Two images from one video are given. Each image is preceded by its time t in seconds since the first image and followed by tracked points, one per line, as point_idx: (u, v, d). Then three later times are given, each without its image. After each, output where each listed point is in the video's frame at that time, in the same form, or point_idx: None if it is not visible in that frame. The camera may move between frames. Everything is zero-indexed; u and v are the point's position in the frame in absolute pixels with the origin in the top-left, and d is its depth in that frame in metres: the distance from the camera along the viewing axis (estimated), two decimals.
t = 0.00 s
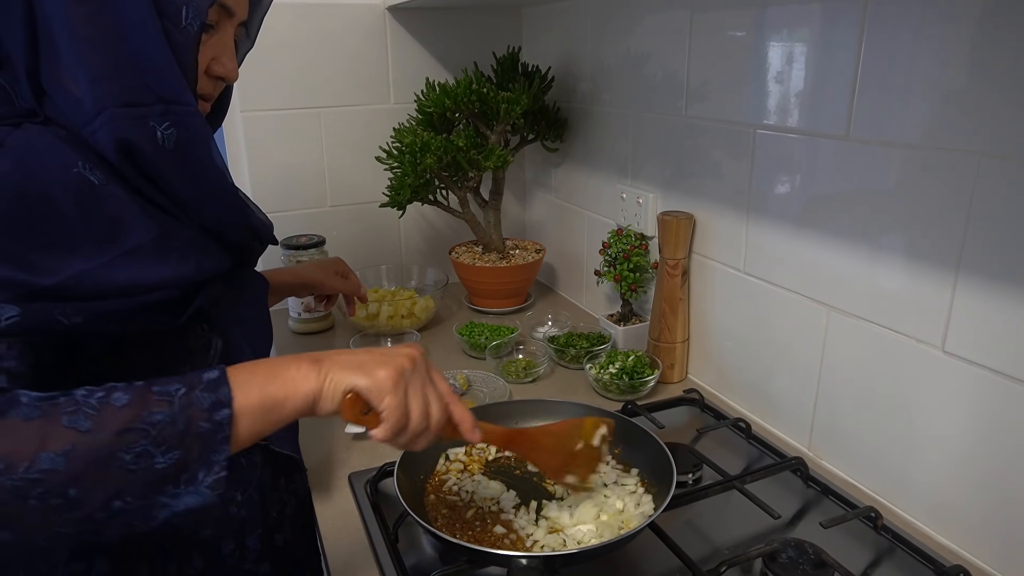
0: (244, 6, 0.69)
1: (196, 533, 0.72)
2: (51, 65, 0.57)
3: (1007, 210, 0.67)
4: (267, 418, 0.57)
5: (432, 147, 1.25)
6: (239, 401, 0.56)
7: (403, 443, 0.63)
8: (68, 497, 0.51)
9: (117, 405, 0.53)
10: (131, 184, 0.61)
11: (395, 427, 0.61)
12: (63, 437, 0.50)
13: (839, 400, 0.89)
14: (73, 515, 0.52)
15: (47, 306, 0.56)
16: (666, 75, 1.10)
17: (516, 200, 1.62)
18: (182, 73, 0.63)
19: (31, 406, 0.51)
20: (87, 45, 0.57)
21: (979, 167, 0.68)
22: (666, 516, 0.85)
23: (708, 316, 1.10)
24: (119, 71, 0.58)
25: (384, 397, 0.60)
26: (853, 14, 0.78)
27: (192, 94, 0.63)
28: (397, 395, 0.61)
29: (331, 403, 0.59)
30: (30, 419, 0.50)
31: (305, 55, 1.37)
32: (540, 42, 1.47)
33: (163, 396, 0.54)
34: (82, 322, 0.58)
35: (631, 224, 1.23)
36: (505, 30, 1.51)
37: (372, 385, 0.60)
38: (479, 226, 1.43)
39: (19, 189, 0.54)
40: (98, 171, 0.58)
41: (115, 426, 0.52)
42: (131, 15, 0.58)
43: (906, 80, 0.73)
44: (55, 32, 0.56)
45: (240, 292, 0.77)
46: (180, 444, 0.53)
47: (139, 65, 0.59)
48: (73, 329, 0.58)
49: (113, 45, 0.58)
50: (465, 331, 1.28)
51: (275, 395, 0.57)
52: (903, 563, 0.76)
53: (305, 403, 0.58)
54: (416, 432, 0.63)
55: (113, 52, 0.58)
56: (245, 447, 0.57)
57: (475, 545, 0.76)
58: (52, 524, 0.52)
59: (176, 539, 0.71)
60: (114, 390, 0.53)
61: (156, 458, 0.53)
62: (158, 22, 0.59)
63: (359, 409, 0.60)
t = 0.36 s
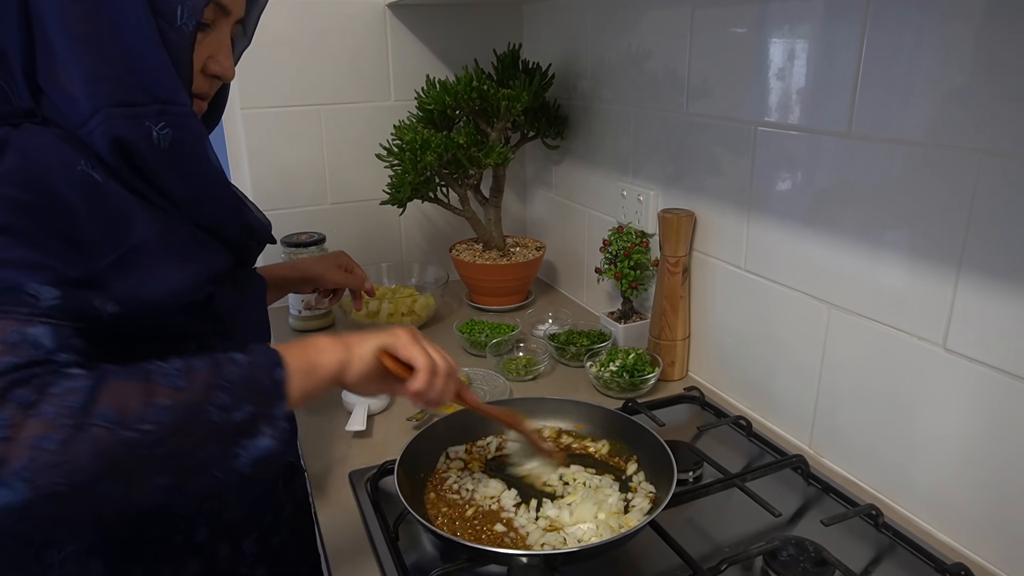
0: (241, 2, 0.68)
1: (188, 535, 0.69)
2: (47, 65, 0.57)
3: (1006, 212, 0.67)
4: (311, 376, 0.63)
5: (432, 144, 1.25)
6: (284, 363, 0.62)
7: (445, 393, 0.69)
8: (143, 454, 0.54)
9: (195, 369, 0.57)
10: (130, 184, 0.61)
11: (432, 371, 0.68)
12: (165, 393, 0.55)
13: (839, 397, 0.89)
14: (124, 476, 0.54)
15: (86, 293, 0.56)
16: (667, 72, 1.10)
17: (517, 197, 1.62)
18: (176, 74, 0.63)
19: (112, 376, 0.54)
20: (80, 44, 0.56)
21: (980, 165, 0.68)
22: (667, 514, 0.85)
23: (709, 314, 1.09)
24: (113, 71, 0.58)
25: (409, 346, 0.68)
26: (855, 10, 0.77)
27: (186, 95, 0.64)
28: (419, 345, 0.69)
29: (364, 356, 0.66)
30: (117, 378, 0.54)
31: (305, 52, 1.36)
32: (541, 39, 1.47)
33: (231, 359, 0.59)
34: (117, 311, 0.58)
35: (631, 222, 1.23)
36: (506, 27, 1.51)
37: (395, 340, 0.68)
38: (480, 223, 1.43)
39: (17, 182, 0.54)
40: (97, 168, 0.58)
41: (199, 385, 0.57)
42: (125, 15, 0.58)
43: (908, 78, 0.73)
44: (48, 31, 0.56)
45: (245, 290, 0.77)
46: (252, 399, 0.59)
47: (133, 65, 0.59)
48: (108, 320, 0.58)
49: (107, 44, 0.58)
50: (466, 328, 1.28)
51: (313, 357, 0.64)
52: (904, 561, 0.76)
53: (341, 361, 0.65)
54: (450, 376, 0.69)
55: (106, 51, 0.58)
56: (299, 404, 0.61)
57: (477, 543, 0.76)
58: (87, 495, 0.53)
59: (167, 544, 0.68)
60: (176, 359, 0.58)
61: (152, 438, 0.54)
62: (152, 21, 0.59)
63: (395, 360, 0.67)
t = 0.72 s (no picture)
0: (238, 7, 0.68)
1: (188, 536, 0.69)
2: (44, 65, 0.57)
3: (1005, 216, 0.67)
4: (270, 345, 0.57)
5: (430, 145, 1.25)
6: (246, 330, 0.57)
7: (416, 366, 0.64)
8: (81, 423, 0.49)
9: (140, 335, 0.53)
10: (124, 182, 0.61)
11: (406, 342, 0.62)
12: (105, 357, 0.51)
13: (836, 399, 0.89)
14: (70, 448, 0.50)
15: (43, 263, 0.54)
16: (664, 73, 1.10)
17: (514, 199, 1.62)
18: (173, 76, 0.63)
19: (46, 343, 0.50)
20: (81, 43, 0.56)
21: (976, 166, 0.68)
22: (665, 515, 0.85)
23: (706, 315, 1.10)
24: (113, 71, 0.58)
25: (382, 313, 0.63)
26: (850, 12, 0.78)
27: (183, 96, 0.64)
28: (391, 312, 0.64)
29: (334, 320, 0.60)
30: (51, 346, 0.50)
31: (302, 54, 1.36)
32: (537, 41, 1.47)
33: (181, 322, 0.55)
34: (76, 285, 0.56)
35: (629, 223, 1.23)
36: (502, 29, 1.51)
37: (368, 305, 0.63)
38: (477, 224, 1.43)
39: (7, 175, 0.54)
40: (90, 171, 0.58)
41: (144, 350, 0.53)
42: (124, 16, 0.58)
43: (905, 79, 0.73)
44: (47, 32, 0.56)
45: (243, 292, 0.77)
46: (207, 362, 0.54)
47: (133, 65, 0.59)
48: (65, 291, 0.56)
49: (106, 45, 0.58)
50: (463, 330, 1.28)
51: (274, 323, 0.58)
52: (900, 562, 0.76)
53: (308, 327, 0.59)
54: (423, 351, 0.64)
55: (106, 51, 0.57)
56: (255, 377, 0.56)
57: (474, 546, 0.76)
58: (60, 479, 0.50)
59: (167, 546, 0.68)
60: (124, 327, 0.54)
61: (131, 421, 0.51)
62: (151, 25, 0.59)
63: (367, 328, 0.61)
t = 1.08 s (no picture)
0: (227, 11, 0.69)
1: (181, 544, 0.69)
2: (35, 69, 0.57)
3: (1006, 215, 0.66)
4: (316, 372, 0.56)
5: (425, 149, 1.25)
6: (291, 352, 0.56)
7: (462, 408, 0.60)
8: (114, 434, 0.49)
9: (182, 350, 0.53)
10: (118, 188, 0.61)
11: (450, 383, 0.59)
12: (143, 370, 0.50)
13: (831, 401, 0.89)
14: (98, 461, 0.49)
15: (54, 266, 0.54)
16: (659, 76, 1.10)
17: (510, 202, 1.62)
18: (163, 80, 0.62)
19: (85, 353, 0.50)
20: (67, 49, 0.56)
21: (970, 168, 0.68)
22: (661, 519, 0.85)
23: (701, 317, 1.10)
24: (101, 75, 0.58)
25: (429, 351, 0.60)
26: (844, 15, 0.78)
27: (172, 99, 0.64)
28: (443, 350, 0.61)
29: (380, 355, 0.59)
30: (89, 356, 0.50)
31: (298, 58, 1.37)
32: (532, 44, 1.47)
33: (227, 342, 0.54)
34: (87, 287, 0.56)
35: (624, 226, 1.24)
36: (498, 32, 1.51)
37: (416, 341, 0.60)
38: (473, 228, 1.43)
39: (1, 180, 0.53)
40: (85, 176, 0.58)
41: (184, 368, 0.52)
42: (111, 19, 0.58)
43: (900, 81, 0.73)
44: (36, 35, 0.56)
45: (237, 297, 0.77)
46: (247, 385, 0.53)
47: (121, 68, 0.59)
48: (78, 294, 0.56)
49: (93, 49, 0.57)
50: (459, 334, 1.28)
51: (322, 350, 0.57)
52: (896, 563, 0.76)
53: (356, 356, 0.58)
54: (471, 391, 0.61)
55: (93, 55, 0.57)
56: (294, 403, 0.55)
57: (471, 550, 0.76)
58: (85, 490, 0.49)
59: (159, 554, 0.68)
60: (166, 341, 0.53)
61: (155, 442, 0.50)
62: (138, 27, 0.58)
63: (413, 364, 0.60)
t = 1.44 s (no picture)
0: (226, 14, 0.68)
1: (181, 544, 0.69)
2: (30, 73, 0.57)
3: (1005, 217, 0.66)
4: (262, 310, 0.57)
5: (424, 153, 1.26)
6: (233, 294, 0.56)
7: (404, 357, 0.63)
8: (49, 374, 0.47)
9: (116, 293, 0.51)
10: (113, 189, 0.61)
11: (399, 327, 0.63)
12: (73, 310, 0.49)
13: (830, 403, 0.89)
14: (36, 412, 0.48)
15: (15, 236, 0.52)
16: (658, 79, 1.11)
17: (509, 206, 1.62)
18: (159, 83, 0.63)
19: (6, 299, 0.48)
20: (65, 53, 0.56)
21: (966, 170, 0.69)
22: (660, 521, 0.85)
23: (701, 320, 1.10)
24: (99, 79, 0.58)
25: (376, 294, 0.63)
26: (841, 18, 0.78)
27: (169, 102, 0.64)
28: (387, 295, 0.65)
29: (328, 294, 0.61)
30: (16, 301, 0.48)
31: (297, 62, 1.37)
32: (531, 49, 1.48)
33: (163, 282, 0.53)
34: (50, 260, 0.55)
35: (623, 229, 1.24)
36: (496, 36, 1.52)
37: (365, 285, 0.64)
38: (473, 231, 1.43)
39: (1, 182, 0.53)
40: (77, 176, 0.58)
41: (120, 305, 0.50)
42: (109, 23, 0.58)
43: (898, 84, 0.73)
44: (32, 39, 0.56)
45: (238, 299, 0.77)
46: (188, 322, 0.52)
47: (117, 73, 0.59)
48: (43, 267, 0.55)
49: (90, 53, 0.58)
50: (459, 337, 1.28)
51: (266, 289, 0.58)
52: (894, 565, 0.76)
53: (302, 296, 0.60)
54: (417, 338, 0.64)
55: (91, 59, 0.58)
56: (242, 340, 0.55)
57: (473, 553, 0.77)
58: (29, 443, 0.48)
59: (158, 554, 0.68)
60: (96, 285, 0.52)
61: (99, 378, 0.49)
62: (134, 30, 0.59)
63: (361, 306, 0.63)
